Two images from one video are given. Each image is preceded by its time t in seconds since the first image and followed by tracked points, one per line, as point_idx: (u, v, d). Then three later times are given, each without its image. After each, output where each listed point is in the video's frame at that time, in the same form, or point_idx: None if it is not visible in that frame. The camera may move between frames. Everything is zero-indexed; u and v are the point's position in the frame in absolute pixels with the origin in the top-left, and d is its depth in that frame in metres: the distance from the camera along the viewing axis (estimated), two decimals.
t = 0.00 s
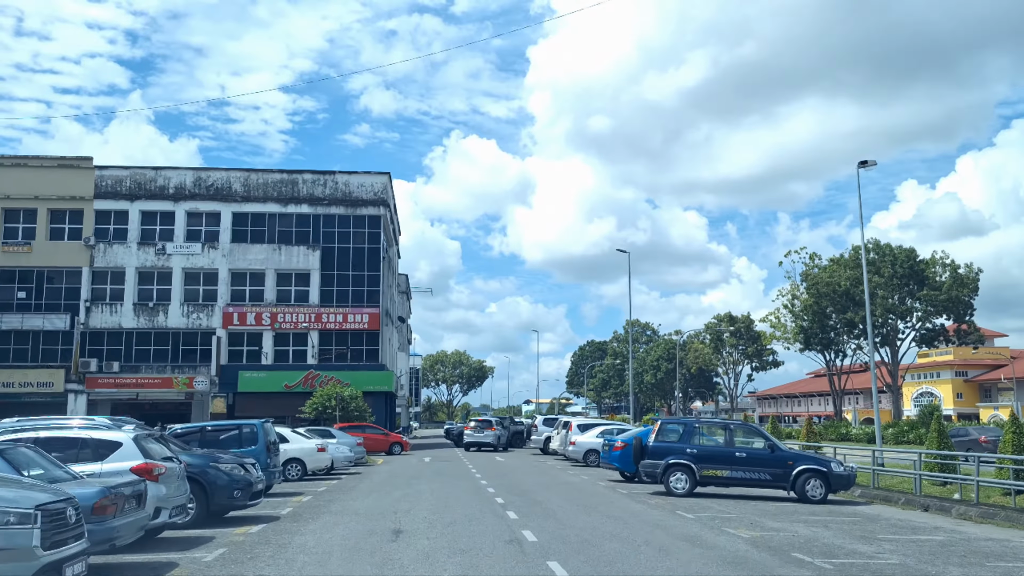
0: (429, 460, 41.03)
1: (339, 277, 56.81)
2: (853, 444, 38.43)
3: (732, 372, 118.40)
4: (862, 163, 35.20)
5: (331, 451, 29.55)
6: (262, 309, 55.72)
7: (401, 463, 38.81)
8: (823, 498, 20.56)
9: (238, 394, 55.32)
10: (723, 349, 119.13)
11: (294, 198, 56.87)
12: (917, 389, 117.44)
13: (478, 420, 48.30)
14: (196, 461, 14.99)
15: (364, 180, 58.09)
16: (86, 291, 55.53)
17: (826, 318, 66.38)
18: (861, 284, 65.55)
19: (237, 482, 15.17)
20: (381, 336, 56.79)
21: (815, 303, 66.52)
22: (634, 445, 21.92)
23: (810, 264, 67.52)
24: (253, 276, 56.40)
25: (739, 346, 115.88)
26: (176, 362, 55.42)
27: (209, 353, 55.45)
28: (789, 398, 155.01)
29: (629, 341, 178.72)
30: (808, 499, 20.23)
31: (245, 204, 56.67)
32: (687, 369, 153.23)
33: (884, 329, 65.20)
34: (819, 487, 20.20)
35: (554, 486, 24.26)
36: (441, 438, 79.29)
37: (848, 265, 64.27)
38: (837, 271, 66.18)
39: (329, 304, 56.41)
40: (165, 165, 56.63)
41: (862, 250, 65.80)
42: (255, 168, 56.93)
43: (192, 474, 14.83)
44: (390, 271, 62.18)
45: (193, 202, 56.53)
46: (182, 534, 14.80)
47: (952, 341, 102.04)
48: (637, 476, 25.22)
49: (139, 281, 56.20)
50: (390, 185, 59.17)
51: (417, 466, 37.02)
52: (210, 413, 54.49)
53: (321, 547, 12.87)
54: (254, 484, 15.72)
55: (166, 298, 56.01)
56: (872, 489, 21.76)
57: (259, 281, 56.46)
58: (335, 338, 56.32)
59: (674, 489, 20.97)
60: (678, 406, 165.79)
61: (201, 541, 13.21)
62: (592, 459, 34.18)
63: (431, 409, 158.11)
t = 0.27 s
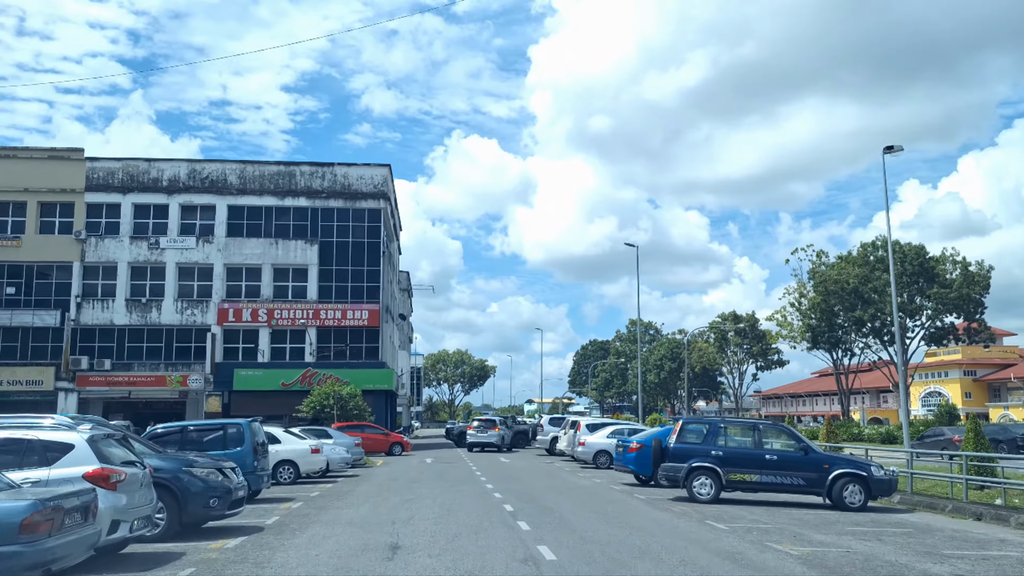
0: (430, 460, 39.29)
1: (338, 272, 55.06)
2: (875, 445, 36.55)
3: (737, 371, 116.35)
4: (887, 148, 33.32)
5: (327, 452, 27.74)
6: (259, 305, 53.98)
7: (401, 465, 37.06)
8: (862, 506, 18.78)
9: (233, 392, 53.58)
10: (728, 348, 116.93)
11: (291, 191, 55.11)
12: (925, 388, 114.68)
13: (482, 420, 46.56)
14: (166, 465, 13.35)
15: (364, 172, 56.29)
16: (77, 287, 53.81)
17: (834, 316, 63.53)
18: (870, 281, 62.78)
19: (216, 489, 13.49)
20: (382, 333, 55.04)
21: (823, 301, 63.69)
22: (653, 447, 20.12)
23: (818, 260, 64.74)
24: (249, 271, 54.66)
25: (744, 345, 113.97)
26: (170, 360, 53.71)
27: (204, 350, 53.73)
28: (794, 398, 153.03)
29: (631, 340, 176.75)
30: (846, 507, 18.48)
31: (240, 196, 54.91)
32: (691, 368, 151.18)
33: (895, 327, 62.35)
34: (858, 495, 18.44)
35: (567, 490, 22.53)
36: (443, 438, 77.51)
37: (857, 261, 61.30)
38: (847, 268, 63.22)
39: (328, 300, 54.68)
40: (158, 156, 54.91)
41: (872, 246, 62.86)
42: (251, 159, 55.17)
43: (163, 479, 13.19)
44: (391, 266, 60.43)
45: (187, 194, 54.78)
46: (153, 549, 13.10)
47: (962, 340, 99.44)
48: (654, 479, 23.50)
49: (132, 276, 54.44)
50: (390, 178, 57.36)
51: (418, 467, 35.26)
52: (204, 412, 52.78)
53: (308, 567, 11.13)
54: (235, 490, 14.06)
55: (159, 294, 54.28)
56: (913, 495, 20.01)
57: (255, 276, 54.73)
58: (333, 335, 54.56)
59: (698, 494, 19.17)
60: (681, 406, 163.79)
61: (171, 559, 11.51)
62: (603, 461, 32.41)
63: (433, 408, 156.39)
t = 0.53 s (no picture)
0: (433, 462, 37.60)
1: (337, 267, 53.28)
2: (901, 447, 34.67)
3: (742, 371, 114.04)
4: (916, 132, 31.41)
5: (323, 454, 26.01)
6: (255, 301, 52.28)
7: (402, 466, 35.37)
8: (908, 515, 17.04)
9: (229, 391, 51.90)
10: (733, 347, 114.38)
11: (288, 183, 53.33)
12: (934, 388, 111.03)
13: (486, 420, 44.86)
14: (129, 471, 11.62)
15: (364, 164, 54.45)
16: (68, 282, 52.16)
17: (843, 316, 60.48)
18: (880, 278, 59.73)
19: (187, 498, 11.77)
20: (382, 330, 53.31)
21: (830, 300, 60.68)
22: (676, 450, 18.38)
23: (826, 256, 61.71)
24: (245, 266, 52.95)
25: (750, 344, 111.73)
26: (163, 358, 52.04)
27: (199, 348, 52.05)
28: (799, 398, 150.96)
29: (635, 339, 174.83)
30: (891, 516, 16.73)
31: (236, 189, 53.16)
32: (696, 368, 149.13)
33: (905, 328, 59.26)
34: (905, 502, 16.69)
35: (581, 495, 20.81)
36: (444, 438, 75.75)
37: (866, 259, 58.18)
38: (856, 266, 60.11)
39: (326, 296, 52.92)
40: (151, 148, 53.24)
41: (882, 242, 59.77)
42: (247, 151, 53.44)
43: (125, 487, 11.45)
44: (392, 261, 58.63)
45: (181, 187, 53.08)
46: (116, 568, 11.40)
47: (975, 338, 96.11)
48: (674, 484, 21.79)
49: (124, 271, 52.79)
50: (392, 170, 55.48)
51: (420, 469, 33.58)
52: (199, 412, 51.10)
53: None
54: (210, 498, 12.32)
55: (152, 289, 52.61)
56: (962, 503, 18.25)
57: (251, 271, 53.06)
58: (332, 333, 52.81)
59: (727, 502, 17.49)
60: (686, 406, 161.72)
61: None
62: (614, 463, 30.68)
63: (435, 408, 154.90)
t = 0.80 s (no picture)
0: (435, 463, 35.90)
1: (336, 262, 51.52)
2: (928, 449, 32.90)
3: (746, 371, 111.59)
4: (946, 115, 29.66)
5: (318, 456, 24.30)
6: (251, 297, 50.54)
7: (403, 468, 33.68)
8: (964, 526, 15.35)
9: (224, 390, 50.13)
10: (738, 347, 111.61)
11: (286, 175, 51.58)
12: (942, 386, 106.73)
13: (491, 419, 43.19)
14: (79, 479, 9.93)
15: (364, 155, 52.71)
16: (58, 277, 50.46)
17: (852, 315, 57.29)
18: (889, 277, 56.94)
19: (146, 511, 10.09)
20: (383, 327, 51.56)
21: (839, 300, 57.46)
22: (704, 453, 16.66)
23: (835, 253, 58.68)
24: (241, 261, 51.23)
25: (755, 343, 107.78)
26: (156, 356, 50.35)
27: (193, 345, 50.36)
28: (804, 398, 149.02)
29: (638, 339, 172.96)
30: (947, 528, 15.03)
31: (232, 181, 51.42)
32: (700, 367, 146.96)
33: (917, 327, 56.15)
34: (962, 512, 15.00)
35: (598, 502, 19.10)
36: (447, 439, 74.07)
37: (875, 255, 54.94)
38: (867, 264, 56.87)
39: (325, 292, 51.18)
40: (144, 139, 51.53)
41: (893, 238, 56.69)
42: (243, 142, 51.76)
43: (74, 497, 9.76)
44: (393, 256, 56.90)
45: (175, 179, 51.34)
46: None
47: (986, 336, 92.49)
48: (697, 489, 20.09)
49: (116, 266, 51.08)
50: (392, 162, 53.76)
51: (421, 472, 31.88)
52: (193, 412, 49.28)
53: None
54: (177, 510, 10.65)
55: (145, 285, 50.92)
56: (1020, 512, 16.54)
57: (248, 266, 51.30)
58: (331, 330, 51.09)
59: (762, 511, 15.79)
60: (690, 406, 159.73)
61: None
62: (627, 466, 29.00)
63: (437, 408, 153.24)
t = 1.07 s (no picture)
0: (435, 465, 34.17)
1: (333, 256, 49.74)
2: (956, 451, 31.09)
3: (750, 371, 109.00)
4: (978, 95, 27.83)
5: (311, 458, 22.57)
6: (246, 292, 48.75)
7: (403, 470, 31.98)
8: None
9: (218, 388, 48.41)
10: (742, 346, 109.00)
11: (281, 166, 49.81)
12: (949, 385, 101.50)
13: (494, 418, 41.52)
14: (11, 490, 8.25)
15: (362, 146, 50.90)
16: (45, 272, 48.74)
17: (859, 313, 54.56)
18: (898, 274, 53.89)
19: (89, 530, 8.35)
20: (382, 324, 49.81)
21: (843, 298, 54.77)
22: (736, 456, 14.93)
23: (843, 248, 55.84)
24: (235, 255, 49.47)
25: (759, 342, 105.14)
26: (147, 354, 48.63)
27: (185, 343, 48.64)
28: (808, 397, 147.06)
29: (640, 338, 171.03)
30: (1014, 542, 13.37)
31: (225, 173, 49.65)
32: (702, 367, 144.52)
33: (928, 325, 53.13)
34: None
35: (616, 510, 17.39)
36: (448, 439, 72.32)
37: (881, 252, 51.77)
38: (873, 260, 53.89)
39: (322, 287, 49.42)
40: (135, 129, 49.81)
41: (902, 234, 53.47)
42: (237, 132, 50.02)
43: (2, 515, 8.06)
44: (392, 251, 55.11)
45: (166, 170, 49.60)
46: None
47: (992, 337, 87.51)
48: (723, 495, 18.40)
49: (106, 261, 49.37)
50: (391, 153, 51.88)
51: (422, 474, 30.20)
52: (186, 411, 47.65)
53: None
54: (130, 526, 8.90)
55: (136, 280, 49.19)
56: None
57: (242, 260, 49.53)
58: (328, 326, 49.31)
59: (804, 523, 14.09)
60: (693, 406, 157.70)
61: None
62: (640, 469, 27.28)
63: (438, 408, 151.60)
